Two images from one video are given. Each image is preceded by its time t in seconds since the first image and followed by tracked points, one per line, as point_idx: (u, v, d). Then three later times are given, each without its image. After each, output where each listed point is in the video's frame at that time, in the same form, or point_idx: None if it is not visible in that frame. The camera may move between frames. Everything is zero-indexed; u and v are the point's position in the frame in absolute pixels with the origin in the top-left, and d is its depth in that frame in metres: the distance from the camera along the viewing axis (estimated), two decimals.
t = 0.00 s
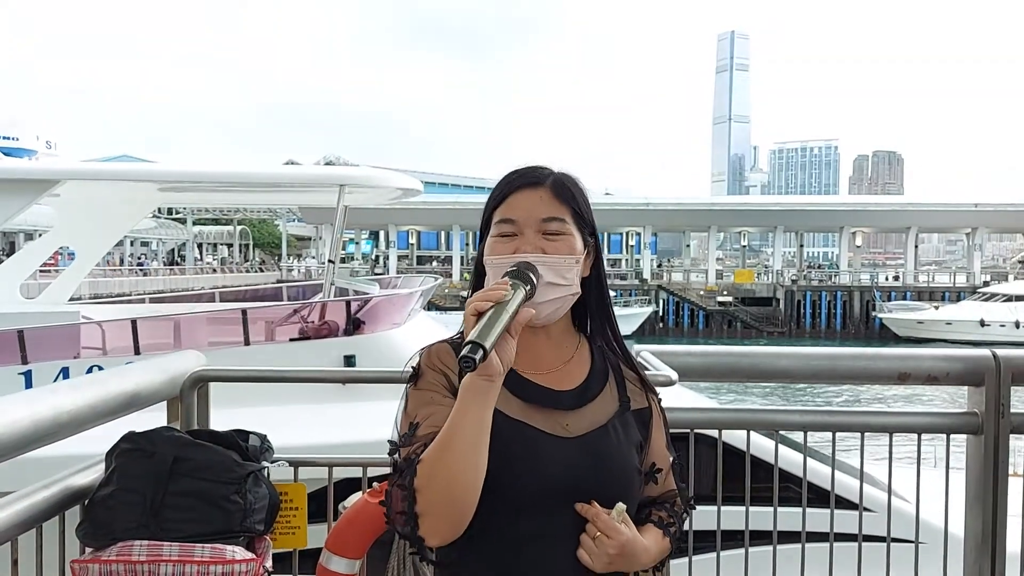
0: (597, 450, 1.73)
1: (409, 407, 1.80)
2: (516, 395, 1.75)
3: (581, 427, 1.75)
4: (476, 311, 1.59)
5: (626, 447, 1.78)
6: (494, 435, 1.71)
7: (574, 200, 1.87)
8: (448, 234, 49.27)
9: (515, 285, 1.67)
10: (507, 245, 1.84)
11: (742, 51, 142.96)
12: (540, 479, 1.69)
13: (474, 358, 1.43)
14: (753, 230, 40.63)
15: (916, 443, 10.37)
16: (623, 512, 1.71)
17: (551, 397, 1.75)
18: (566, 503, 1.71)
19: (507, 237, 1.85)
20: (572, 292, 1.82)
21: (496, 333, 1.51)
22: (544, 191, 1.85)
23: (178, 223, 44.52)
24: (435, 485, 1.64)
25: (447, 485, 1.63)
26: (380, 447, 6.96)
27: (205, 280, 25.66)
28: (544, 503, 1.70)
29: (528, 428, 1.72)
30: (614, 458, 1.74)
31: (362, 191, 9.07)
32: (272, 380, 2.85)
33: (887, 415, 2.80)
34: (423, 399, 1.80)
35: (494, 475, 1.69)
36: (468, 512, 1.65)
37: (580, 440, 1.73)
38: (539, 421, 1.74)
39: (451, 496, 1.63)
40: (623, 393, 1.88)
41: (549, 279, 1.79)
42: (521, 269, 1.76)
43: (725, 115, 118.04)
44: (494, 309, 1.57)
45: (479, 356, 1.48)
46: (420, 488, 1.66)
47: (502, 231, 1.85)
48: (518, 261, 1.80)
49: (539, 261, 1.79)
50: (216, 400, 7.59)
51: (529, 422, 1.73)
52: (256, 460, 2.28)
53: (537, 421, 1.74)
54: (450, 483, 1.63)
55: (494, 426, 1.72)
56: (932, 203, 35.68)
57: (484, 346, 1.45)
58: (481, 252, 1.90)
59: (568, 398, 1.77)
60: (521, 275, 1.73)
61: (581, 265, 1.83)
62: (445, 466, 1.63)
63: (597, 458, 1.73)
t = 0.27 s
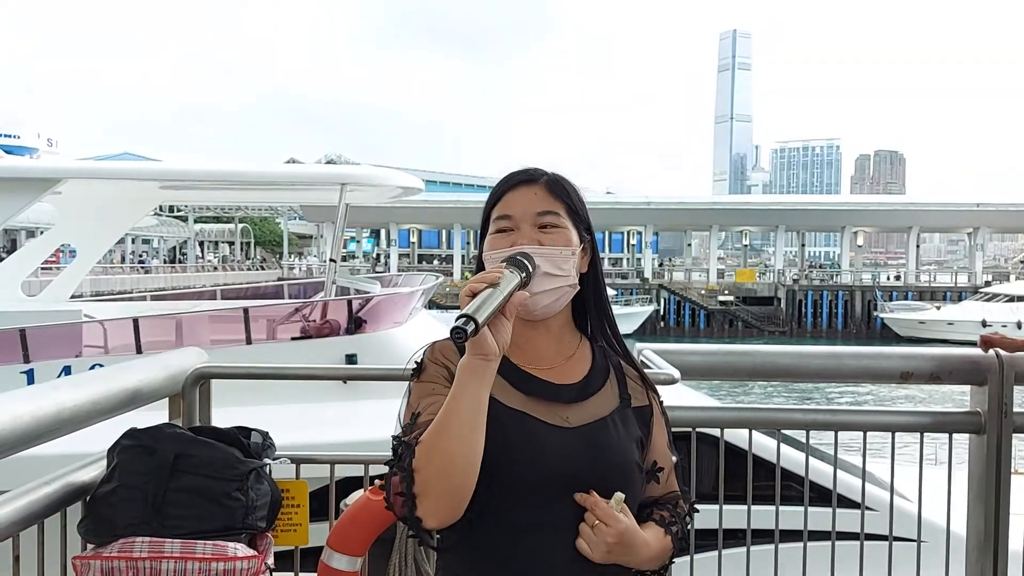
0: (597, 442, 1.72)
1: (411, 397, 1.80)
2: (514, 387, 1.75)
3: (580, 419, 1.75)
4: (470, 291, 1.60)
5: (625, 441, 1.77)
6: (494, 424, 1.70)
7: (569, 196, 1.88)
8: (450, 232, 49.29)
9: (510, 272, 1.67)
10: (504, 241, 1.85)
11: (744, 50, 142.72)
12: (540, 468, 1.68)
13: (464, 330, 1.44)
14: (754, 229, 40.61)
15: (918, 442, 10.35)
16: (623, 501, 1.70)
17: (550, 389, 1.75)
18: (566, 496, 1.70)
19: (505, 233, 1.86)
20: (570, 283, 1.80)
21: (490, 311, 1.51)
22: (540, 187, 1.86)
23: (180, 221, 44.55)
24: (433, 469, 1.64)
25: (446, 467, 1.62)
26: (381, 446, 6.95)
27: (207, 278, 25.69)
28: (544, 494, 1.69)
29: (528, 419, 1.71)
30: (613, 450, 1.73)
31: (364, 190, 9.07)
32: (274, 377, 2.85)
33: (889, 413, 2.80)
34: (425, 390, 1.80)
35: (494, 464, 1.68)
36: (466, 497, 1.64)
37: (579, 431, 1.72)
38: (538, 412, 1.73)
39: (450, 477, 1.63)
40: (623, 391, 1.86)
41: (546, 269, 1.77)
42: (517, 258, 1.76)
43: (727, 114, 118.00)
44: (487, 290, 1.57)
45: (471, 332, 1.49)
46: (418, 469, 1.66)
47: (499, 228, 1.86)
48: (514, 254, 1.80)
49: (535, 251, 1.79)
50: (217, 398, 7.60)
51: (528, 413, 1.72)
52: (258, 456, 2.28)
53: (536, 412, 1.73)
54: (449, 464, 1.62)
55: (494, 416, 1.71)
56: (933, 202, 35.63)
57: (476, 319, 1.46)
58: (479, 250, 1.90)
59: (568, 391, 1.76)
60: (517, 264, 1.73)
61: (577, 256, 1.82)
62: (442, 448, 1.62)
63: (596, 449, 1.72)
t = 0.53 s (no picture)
0: (598, 438, 1.72)
1: (417, 393, 1.82)
2: (516, 384, 1.76)
3: (582, 415, 1.75)
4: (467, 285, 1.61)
5: (627, 438, 1.77)
6: (495, 419, 1.71)
7: (570, 198, 1.89)
8: (452, 232, 49.27)
9: (508, 268, 1.68)
10: (506, 241, 1.86)
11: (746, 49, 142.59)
12: (540, 463, 1.68)
13: (459, 319, 1.46)
14: (756, 228, 40.56)
15: (921, 441, 10.34)
16: (623, 495, 1.69)
17: (551, 386, 1.75)
18: (567, 492, 1.70)
19: (507, 234, 1.87)
20: (570, 282, 1.80)
21: (485, 302, 1.53)
22: (541, 189, 1.87)
23: (181, 219, 44.54)
24: (434, 460, 1.65)
25: (446, 459, 1.64)
26: (384, 444, 6.96)
27: (209, 276, 25.68)
28: (545, 489, 1.69)
29: (529, 414, 1.71)
30: (614, 447, 1.73)
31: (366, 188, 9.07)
32: (277, 375, 2.85)
33: (894, 411, 2.79)
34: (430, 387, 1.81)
35: (495, 458, 1.69)
36: (466, 489, 1.65)
37: (580, 427, 1.72)
38: (539, 408, 1.74)
39: (450, 469, 1.64)
40: (625, 390, 1.86)
41: (546, 267, 1.77)
42: (516, 257, 1.77)
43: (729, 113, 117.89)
44: (484, 283, 1.58)
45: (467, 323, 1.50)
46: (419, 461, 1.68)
47: (502, 229, 1.87)
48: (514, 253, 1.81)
49: (536, 249, 1.79)
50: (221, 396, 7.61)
51: (529, 408, 1.73)
52: (261, 454, 2.28)
53: (537, 408, 1.73)
54: (449, 456, 1.64)
55: (495, 411, 1.72)
56: (936, 201, 35.57)
57: (470, 307, 1.47)
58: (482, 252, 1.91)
59: (569, 388, 1.76)
60: (516, 261, 1.74)
61: (577, 255, 1.82)
62: (443, 441, 1.64)
63: (597, 445, 1.71)
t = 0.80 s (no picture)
0: (602, 436, 1.73)
1: (424, 390, 1.83)
2: (521, 382, 1.77)
3: (587, 413, 1.75)
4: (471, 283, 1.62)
5: (632, 436, 1.77)
6: (500, 416, 1.72)
7: (576, 202, 1.89)
8: (454, 230, 49.27)
9: (513, 268, 1.69)
10: (514, 243, 1.87)
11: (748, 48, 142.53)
12: (544, 459, 1.69)
13: (461, 313, 1.47)
14: (759, 227, 40.55)
15: (924, 440, 10.34)
16: (627, 488, 1.69)
17: (556, 384, 1.76)
18: (571, 488, 1.71)
19: (514, 236, 1.89)
20: (576, 282, 1.80)
21: (489, 298, 1.53)
22: (548, 193, 1.88)
23: (185, 218, 44.57)
24: (437, 455, 1.66)
25: (451, 454, 1.65)
26: (387, 443, 6.97)
27: (213, 275, 25.71)
28: (549, 485, 1.70)
29: (534, 411, 1.72)
30: (618, 444, 1.73)
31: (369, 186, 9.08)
32: (284, 373, 2.86)
33: (897, 410, 2.80)
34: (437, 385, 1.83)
35: (500, 454, 1.70)
36: (470, 484, 1.66)
37: (585, 424, 1.73)
38: (544, 405, 1.74)
39: (454, 464, 1.65)
40: (631, 390, 1.86)
41: (552, 268, 1.77)
42: (522, 257, 1.77)
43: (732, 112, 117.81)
44: (488, 280, 1.59)
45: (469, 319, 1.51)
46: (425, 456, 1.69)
47: (509, 232, 1.89)
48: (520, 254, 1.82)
49: (542, 251, 1.80)
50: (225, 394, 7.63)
51: (535, 406, 1.74)
52: (266, 452, 2.29)
53: (542, 405, 1.74)
54: (453, 452, 1.65)
55: (501, 408, 1.73)
56: (939, 201, 35.53)
57: (472, 302, 1.48)
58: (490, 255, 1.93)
59: (574, 387, 1.77)
60: (521, 260, 1.75)
61: (583, 257, 1.82)
62: (447, 436, 1.65)
63: (601, 442, 1.72)
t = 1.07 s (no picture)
0: (610, 434, 1.72)
1: (433, 388, 1.83)
2: (530, 381, 1.77)
3: (595, 412, 1.75)
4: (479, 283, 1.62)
5: (640, 434, 1.77)
6: (508, 414, 1.72)
7: (584, 201, 1.89)
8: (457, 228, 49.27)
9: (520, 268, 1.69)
10: (521, 243, 1.88)
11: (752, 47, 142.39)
12: (552, 457, 1.70)
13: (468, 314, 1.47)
14: (762, 227, 40.50)
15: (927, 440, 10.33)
16: (636, 484, 1.69)
17: (564, 383, 1.76)
18: (580, 484, 1.71)
19: (522, 236, 1.89)
20: (583, 282, 1.80)
21: (496, 298, 1.54)
22: (555, 193, 1.88)
23: (188, 215, 44.61)
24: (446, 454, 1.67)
25: (459, 452, 1.66)
26: (391, 441, 6.98)
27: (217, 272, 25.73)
28: (557, 482, 1.70)
29: (542, 408, 1.72)
30: (627, 442, 1.73)
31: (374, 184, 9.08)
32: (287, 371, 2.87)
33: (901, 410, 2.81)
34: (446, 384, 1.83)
35: (507, 452, 1.71)
36: (478, 482, 1.67)
37: (593, 423, 1.73)
38: (551, 403, 1.74)
39: (463, 462, 1.66)
40: (640, 389, 1.86)
41: (559, 268, 1.77)
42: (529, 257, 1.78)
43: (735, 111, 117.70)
44: (496, 281, 1.59)
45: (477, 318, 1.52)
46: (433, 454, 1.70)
47: (517, 231, 1.89)
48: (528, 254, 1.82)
49: (549, 251, 1.80)
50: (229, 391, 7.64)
51: (543, 404, 1.74)
52: (269, 450, 2.29)
53: (551, 404, 1.74)
54: (461, 450, 1.66)
55: (509, 407, 1.73)
56: (943, 201, 35.46)
57: (479, 303, 1.48)
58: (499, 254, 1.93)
59: (582, 386, 1.77)
60: (529, 260, 1.75)
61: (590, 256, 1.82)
62: (455, 434, 1.66)
63: (608, 440, 1.72)
